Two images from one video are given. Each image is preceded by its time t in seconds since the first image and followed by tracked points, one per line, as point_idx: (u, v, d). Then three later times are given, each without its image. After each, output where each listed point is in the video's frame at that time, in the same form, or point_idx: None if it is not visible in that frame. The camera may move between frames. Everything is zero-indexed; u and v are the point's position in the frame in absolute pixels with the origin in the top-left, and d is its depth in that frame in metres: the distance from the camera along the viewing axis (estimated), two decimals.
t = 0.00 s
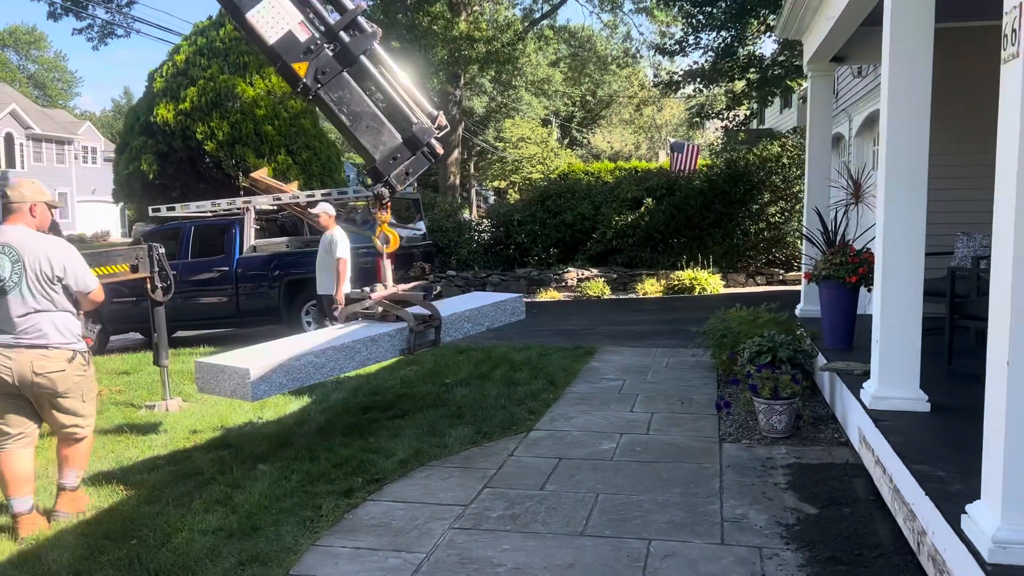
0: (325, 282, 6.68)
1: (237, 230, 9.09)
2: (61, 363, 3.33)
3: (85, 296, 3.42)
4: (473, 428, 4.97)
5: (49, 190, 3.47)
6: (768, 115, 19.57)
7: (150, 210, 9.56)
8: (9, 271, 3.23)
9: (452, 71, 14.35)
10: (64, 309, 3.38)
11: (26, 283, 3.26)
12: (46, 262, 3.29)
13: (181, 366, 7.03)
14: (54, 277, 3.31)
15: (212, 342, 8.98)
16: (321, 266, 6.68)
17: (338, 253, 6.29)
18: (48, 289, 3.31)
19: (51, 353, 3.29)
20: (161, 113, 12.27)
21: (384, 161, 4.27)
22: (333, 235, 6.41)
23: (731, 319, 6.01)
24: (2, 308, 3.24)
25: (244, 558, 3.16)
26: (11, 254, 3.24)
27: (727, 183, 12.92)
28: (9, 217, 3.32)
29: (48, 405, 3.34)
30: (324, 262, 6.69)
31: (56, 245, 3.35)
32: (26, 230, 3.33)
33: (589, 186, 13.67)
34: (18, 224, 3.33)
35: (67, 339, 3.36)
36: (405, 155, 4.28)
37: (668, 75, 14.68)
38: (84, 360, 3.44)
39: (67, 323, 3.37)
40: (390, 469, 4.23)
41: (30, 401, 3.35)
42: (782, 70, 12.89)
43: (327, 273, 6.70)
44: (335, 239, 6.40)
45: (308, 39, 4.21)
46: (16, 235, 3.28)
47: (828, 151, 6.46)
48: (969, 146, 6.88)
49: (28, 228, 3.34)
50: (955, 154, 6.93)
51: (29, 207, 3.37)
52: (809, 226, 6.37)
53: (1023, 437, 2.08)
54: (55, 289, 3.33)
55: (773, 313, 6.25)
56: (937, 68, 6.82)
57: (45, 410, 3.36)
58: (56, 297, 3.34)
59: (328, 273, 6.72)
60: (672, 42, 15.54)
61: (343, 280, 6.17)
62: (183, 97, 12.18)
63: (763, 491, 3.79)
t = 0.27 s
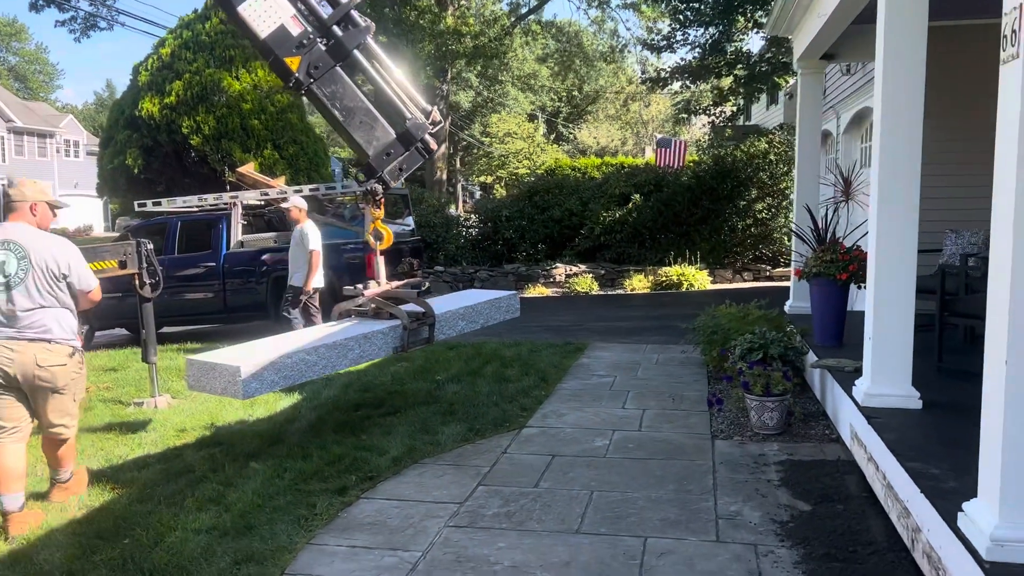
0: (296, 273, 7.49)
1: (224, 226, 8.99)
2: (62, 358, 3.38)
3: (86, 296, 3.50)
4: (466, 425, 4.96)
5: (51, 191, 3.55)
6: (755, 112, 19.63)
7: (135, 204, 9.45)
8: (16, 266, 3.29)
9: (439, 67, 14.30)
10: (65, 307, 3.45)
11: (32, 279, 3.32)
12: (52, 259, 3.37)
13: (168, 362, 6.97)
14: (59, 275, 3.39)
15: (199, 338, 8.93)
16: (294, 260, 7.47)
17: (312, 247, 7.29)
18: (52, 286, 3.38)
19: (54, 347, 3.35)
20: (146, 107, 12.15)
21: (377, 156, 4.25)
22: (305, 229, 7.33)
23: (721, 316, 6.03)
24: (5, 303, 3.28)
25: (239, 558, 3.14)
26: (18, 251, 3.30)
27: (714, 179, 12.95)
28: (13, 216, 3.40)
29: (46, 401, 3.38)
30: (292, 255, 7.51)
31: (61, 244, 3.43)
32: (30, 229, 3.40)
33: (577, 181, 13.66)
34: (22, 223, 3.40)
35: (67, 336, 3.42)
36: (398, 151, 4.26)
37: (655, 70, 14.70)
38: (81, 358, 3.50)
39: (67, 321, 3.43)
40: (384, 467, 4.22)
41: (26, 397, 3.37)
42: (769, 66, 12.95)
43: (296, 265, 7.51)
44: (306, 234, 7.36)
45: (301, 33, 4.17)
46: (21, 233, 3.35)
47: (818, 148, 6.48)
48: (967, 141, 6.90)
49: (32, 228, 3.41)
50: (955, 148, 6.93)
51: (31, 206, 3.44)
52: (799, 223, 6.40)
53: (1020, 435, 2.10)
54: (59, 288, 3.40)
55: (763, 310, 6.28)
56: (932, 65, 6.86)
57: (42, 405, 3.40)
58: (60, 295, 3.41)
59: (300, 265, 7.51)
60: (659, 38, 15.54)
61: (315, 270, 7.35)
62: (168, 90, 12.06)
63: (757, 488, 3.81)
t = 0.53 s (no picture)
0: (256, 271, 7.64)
1: (212, 221, 8.90)
2: (65, 350, 3.51)
3: (92, 297, 3.67)
4: (459, 421, 4.95)
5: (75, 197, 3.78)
6: (741, 108, 19.71)
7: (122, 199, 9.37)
8: (35, 259, 3.46)
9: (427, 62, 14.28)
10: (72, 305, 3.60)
11: (48, 274, 3.48)
12: (70, 257, 3.55)
13: (157, 358, 6.93)
14: (73, 273, 3.56)
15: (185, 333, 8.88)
16: (256, 258, 7.64)
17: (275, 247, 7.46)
18: (64, 283, 3.54)
19: (59, 339, 3.47)
20: (132, 101, 12.03)
21: (372, 152, 4.23)
22: (270, 230, 7.49)
23: (712, 312, 6.06)
24: (19, 292, 3.41)
25: (236, 555, 3.12)
26: (39, 246, 3.48)
27: (702, 176, 13.00)
28: (35, 214, 3.58)
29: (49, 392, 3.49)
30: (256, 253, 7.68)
31: (76, 245, 3.61)
32: (49, 228, 3.57)
33: (565, 177, 13.69)
34: (41, 221, 3.57)
35: (72, 332, 3.56)
36: (393, 146, 4.24)
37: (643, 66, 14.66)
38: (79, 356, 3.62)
39: (72, 318, 3.58)
40: (378, 464, 4.21)
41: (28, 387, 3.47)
42: (756, 64, 12.97)
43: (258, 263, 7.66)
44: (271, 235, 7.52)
45: (294, 26, 4.15)
46: (42, 228, 3.53)
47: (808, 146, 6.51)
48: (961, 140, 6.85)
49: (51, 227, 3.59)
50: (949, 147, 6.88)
51: (51, 207, 3.63)
52: (789, 219, 6.45)
53: (1018, 430, 2.13)
54: (72, 285, 3.57)
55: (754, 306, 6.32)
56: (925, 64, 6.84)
57: (42, 397, 3.49)
58: (70, 293, 3.57)
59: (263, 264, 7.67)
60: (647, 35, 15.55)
61: (273, 272, 7.46)
62: (155, 85, 11.95)
63: (751, 484, 3.84)
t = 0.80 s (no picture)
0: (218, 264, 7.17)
1: (199, 218, 8.79)
2: (52, 344, 3.53)
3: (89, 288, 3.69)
4: (451, 419, 4.96)
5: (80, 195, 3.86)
6: (726, 106, 19.82)
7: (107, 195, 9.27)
8: (28, 251, 3.49)
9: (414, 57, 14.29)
10: (66, 297, 3.64)
11: (41, 265, 3.51)
12: (63, 250, 3.57)
13: (145, 355, 6.88)
14: (67, 265, 3.58)
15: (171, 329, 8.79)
16: (217, 251, 7.18)
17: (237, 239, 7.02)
18: (57, 275, 3.57)
19: (46, 332, 3.50)
20: (115, 96, 11.91)
21: (365, 148, 4.22)
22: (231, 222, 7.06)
23: (702, 309, 6.08)
24: (11, 283, 3.47)
25: (232, 553, 3.11)
26: (35, 237, 3.52)
27: (689, 173, 13.05)
28: (38, 207, 3.65)
29: (37, 384, 3.53)
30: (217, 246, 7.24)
31: (74, 237, 3.64)
32: (48, 220, 3.61)
33: (553, 174, 13.66)
34: (43, 213, 3.63)
35: (62, 325, 3.59)
36: (387, 142, 4.23)
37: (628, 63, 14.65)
38: (73, 348, 3.65)
39: (64, 310, 3.61)
40: (371, 462, 4.20)
41: (17, 378, 3.52)
42: (741, 61, 13.03)
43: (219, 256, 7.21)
44: (232, 227, 7.07)
45: (287, 21, 4.13)
46: (39, 221, 3.58)
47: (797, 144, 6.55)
48: (950, 140, 6.84)
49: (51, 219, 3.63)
50: (938, 147, 6.88)
51: (53, 200, 3.68)
52: (778, 217, 6.49)
53: (1015, 426, 2.16)
54: (66, 277, 3.60)
55: (743, 304, 6.35)
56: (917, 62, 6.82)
57: (32, 389, 3.54)
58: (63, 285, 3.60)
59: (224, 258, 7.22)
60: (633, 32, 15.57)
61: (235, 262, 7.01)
62: (138, 79, 11.83)
63: (744, 480, 3.87)
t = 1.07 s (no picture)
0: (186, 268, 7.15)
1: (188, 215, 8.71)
2: (25, 340, 3.50)
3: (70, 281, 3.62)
4: (444, 417, 4.95)
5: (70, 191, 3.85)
6: (715, 105, 19.86)
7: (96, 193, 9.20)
8: None
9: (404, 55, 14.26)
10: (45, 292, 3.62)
11: (14, 261, 3.51)
12: (33, 244, 3.54)
13: (135, 354, 6.83)
14: (39, 259, 3.54)
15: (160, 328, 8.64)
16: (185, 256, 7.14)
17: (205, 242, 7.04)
18: (31, 269, 3.55)
19: (17, 327, 3.49)
20: (103, 93, 11.82)
21: (359, 146, 4.20)
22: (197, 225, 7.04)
23: (693, 307, 6.10)
24: None
25: (226, 552, 3.09)
26: (10, 234, 3.53)
27: (679, 172, 13.09)
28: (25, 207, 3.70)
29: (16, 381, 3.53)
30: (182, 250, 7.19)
31: (50, 231, 3.60)
32: (29, 217, 3.62)
33: (543, 172, 13.67)
34: (27, 211, 3.65)
35: (39, 320, 3.56)
36: (381, 140, 4.22)
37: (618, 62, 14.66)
38: (54, 343, 3.61)
39: (42, 307, 3.59)
40: (365, 460, 4.19)
41: None
42: (730, 60, 13.04)
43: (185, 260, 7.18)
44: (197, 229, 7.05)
45: (280, 18, 4.11)
46: (18, 218, 3.61)
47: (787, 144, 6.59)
48: (940, 139, 6.89)
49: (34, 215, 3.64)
50: (926, 147, 6.94)
51: (42, 201, 3.73)
52: (769, 216, 6.52)
53: (1009, 423, 2.18)
54: (39, 271, 3.58)
55: (735, 302, 6.38)
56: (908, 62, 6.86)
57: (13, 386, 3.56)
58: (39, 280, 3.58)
59: (190, 261, 7.20)
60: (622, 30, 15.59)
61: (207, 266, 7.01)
62: (126, 76, 11.74)
63: (737, 478, 3.88)
